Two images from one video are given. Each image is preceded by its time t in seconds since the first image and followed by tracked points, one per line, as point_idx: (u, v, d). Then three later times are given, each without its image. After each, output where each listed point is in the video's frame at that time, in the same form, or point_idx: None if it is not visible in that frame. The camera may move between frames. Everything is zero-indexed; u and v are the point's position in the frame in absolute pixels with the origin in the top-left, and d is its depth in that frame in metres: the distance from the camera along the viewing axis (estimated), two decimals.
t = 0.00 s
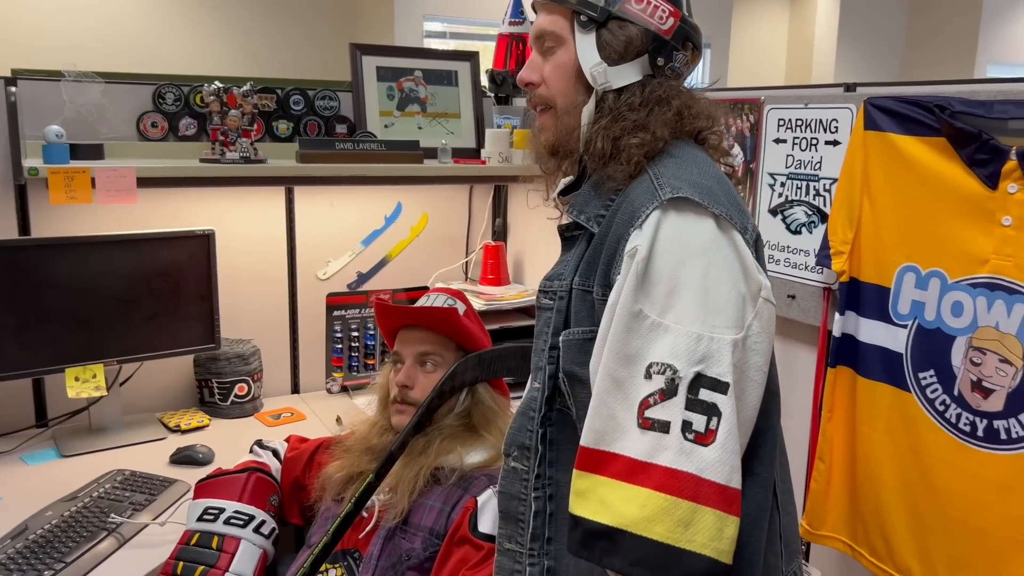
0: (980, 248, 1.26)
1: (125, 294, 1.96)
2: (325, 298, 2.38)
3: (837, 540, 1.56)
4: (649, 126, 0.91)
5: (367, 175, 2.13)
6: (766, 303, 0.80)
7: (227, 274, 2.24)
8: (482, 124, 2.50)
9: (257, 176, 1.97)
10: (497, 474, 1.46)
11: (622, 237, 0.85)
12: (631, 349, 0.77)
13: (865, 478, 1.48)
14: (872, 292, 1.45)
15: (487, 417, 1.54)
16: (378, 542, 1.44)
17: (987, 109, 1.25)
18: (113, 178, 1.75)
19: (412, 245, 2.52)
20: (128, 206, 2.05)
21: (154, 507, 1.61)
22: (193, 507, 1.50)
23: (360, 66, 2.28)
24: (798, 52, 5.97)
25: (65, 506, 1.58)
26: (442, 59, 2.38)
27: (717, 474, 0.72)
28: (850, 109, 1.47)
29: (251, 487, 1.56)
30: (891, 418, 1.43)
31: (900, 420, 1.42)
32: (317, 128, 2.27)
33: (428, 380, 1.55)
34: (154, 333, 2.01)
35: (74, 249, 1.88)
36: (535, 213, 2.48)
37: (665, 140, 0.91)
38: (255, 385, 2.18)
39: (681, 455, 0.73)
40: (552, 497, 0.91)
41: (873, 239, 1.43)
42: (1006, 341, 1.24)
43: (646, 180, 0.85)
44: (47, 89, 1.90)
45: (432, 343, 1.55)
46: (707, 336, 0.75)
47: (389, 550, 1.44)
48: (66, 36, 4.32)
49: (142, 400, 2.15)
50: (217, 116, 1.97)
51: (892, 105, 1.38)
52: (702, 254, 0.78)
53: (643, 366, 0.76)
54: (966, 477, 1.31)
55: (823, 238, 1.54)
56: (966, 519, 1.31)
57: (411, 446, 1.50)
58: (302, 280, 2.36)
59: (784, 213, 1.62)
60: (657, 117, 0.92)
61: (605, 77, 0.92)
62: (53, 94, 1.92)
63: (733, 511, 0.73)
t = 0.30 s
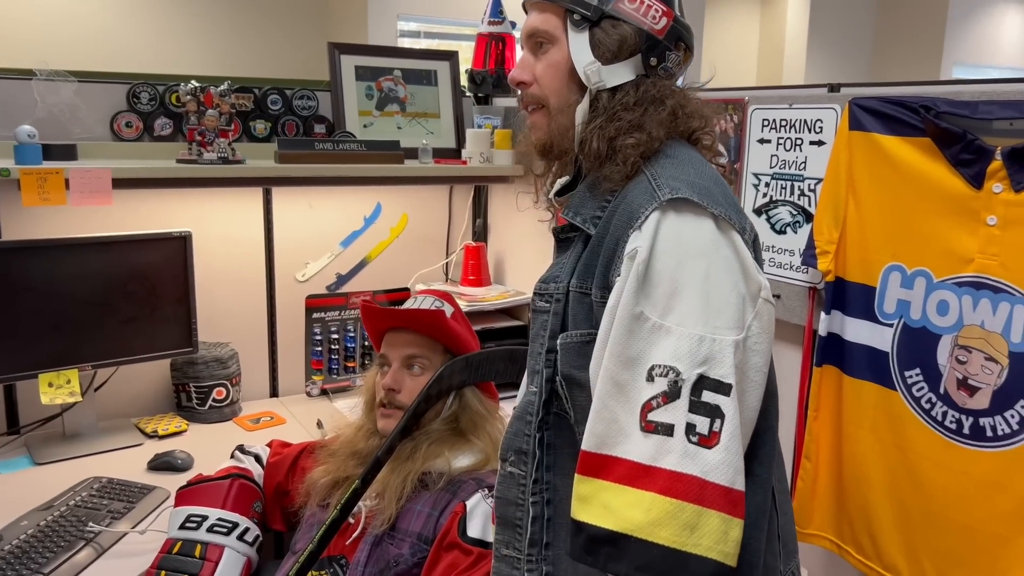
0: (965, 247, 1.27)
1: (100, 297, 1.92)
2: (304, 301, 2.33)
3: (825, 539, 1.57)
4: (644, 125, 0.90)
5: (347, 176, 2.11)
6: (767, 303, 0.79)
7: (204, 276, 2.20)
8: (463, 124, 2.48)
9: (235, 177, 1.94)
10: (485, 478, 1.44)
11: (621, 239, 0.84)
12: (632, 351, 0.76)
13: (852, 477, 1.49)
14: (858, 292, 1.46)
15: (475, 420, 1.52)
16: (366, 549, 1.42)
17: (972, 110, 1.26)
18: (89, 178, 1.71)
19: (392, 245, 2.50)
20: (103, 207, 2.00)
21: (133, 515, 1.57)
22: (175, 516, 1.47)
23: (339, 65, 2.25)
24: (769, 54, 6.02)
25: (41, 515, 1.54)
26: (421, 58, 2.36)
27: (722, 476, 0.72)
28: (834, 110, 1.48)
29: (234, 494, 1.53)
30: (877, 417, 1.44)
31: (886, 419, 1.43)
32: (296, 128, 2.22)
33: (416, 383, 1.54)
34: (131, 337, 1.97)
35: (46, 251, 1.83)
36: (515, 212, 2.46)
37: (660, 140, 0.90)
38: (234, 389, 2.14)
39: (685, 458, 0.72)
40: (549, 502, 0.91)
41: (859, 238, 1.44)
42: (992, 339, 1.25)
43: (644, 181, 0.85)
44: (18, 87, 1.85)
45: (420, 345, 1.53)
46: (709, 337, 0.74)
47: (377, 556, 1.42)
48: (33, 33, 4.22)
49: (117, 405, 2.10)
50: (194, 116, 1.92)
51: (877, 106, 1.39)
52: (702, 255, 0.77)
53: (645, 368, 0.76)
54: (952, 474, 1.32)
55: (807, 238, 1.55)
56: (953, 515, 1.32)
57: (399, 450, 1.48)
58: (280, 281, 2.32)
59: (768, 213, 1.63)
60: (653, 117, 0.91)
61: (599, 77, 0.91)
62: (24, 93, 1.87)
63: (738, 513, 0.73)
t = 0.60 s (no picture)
0: (952, 250, 1.29)
1: (81, 302, 1.88)
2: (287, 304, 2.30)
3: (814, 539, 1.58)
4: (647, 129, 0.91)
5: (332, 179, 2.09)
6: (771, 307, 0.84)
7: (186, 279, 2.16)
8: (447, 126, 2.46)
9: (220, 180, 1.92)
10: (479, 483, 1.44)
11: (626, 244, 0.87)
12: (639, 356, 0.80)
13: (840, 477, 1.51)
14: (846, 294, 1.47)
15: (467, 425, 1.52)
16: (358, 556, 1.41)
17: (960, 114, 1.28)
18: (70, 181, 1.68)
19: (376, 248, 2.47)
20: (83, 210, 1.96)
21: (118, 522, 1.54)
22: (162, 523, 1.44)
23: (323, 67, 2.22)
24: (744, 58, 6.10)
25: (23, 524, 1.50)
26: (405, 60, 2.35)
27: (731, 481, 0.76)
28: (822, 113, 1.49)
29: (222, 501, 1.51)
30: (865, 418, 1.46)
31: (875, 419, 1.44)
32: (279, 130, 2.19)
33: (408, 389, 1.55)
34: (112, 342, 1.93)
35: (25, 255, 1.80)
36: (499, 215, 2.45)
37: (664, 143, 0.91)
38: (217, 394, 2.11)
39: (694, 463, 0.76)
40: (552, 507, 0.93)
41: (847, 239, 1.46)
42: (980, 340, 1.27)
43: (648, 184, 0.88)
44: None
45: (412, 350, 1.54)
46: (717, 341, 0.79)
47: (369, 563, 1.41)
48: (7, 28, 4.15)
49: (98, 411, 2.06)
50: (177, 116, 1.89)
51: (865, 110, 1.41)
52: (708, 259, 0.81)
53: (653, 372, 0.79)
54: (940, 473, 1.34)
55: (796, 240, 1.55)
56: (941, 514, 1.34)
57: (391, 456, 1.48)
58: (263, 285, 2.30)
59: (756, 216, 1.62)
60: (655, 120, 0.92)
61: (600, 80, 0.92)
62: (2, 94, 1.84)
63: (745, 517, 0.77)
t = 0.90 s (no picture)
0: (938, 254, 1.31)
1: (64, 307, 1.86)
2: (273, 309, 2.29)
3: (802, 541, 1.59)
4: (650, 135, 0.94)
5: (319, 183, 2.08)
6: (774, 313, 0.87)
7: (171, 284, 2.14)
8: (433, 130, 2.46)
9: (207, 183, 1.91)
10: (469, 487, 1.43)
11: (631, 250, 0.90)
12: (646, 362, 0.82)
13: (829, 479, 1.52)
14: (834, 298, 1.49)
15: (458, 430, 1.52)
16: (349, 561, 1.41)
17: (946, 120, 1.30)
18: (54, 185, 1.66)
19: (362, 252, 2.46)
20: (66, 214, 1.94)
21: (104, 529, 1.52)
22: (150, 530, 1.43)
23: (309, 71, 2.20)
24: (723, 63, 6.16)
25: (6, 532, 1.48)
26: (392, 64, 2.34)
27: (738, 487, 0.78)
28: (810, 118, 1.51)
29: (211, 507, 1.50)
30: (853, 420, 1.47)
31: (862, 421, 1.46)
32: (265, 133, 2.18)
33: (399, 394, 1.54)
34: (96, 346, 1.91)
35: (7, 260, 1.77)
36: (485, 219, 2.45)
37: (666, 149, 0.94)
38: (202, 399, 2.08)
39: (703, 469, 0.78)
40: (553, 513, 0.97)
41: (834, 241, 1.48)
42: (965, 343, 1.29)
43: (653, 191, 0.91)
44: None
45: (404, 354, 1.54)
46: (724, 348, 0.80)
47: (360, 568, 1.41)
48: None
49: (80, 417, 2.04)
50: (163, 120, 1.87)
51: (852, 116, 1.43)
52: (714, 266, 0.83)
53: (660, 379, 0.81)
54: (928, 474, 1.35)
55: (785, 245, 1.56)
56: (928, 515, 1.35)
57: (382, 461, 1.47)
58: (249, 289, 2.28)
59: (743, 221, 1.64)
60: (657, 126, 0.95)
61: (602, 86, 0.96)
62: None
63: (753, 523, 0.78)
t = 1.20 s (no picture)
0: (919, 258, 1.33)
1: (46, 311, 1.85)
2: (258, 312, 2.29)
3: (786, 542, 1.61)
4: (646, 141, 0.96)
5: (305, 187, 2.07)
6: (768, 318, 0.91)
7: (155, 287, 2.13)
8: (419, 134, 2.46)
9: (192, 187, 1.90)
10: (457, 490, 1.43)
11: (629, 255, 0.91)
12: (646, 367, 0.84)
13: (812, 481, 1.54)
14: (817, 302, 1.51)
15: (446, 434, 1.53)
16: (336, 565, 1.40)
17: (926, 127, 1.33)
18: (38, 188, 1.65)
19: (347, 256, 2.46)
20: (48, 217, 1.93)
21: (87, 535, 1.51)
22: (136, 535, 1.42)
23: (294, 74, 2.20)
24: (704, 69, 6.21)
25: None
26: (377, 68, 2.34)
27: (738, 489, 0.81)
28: (794, 125, 1.53)
29: (197, 511, 1.50)
30: (836, 422, 1.49)
31: (845, 423, 1.48)
32: (250, 137, 2.17)
33: (387, 398, 1.55)
34: (79, 350, 1.90)
35: None
36: (471, 224, 2.46)
37: (661, 155, 0.96)
38: (186, 403, 2.07)
39: (704, 472, 0.81)
40: (547, 517, 0.98)
41: (819, 245, 1.49)
42: (946, 346, 1.31)
43: (650, 197, 0.92)
44: None
45: (391, 358, 1.55)
46: (723, 352, 0.83)
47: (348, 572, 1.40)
48: None
49: (62, 422, 2.02)
50: (147, 123, 1.86)
51: (836, 123, 1.45)
52: (712, 272, 0.86)
53: (660, 383, 0.83)
54: (910, 476, 1.37)
55: (768, 249, 1.59)
56: (910, 516, 1.37)
57: (369, 465, 1.47)
58: (233, 293, 2.27)
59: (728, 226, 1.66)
60: (652, 132, 0.97)
61: (597, 92, 0.97)
62: None
63: (750, 525, 0.82)
